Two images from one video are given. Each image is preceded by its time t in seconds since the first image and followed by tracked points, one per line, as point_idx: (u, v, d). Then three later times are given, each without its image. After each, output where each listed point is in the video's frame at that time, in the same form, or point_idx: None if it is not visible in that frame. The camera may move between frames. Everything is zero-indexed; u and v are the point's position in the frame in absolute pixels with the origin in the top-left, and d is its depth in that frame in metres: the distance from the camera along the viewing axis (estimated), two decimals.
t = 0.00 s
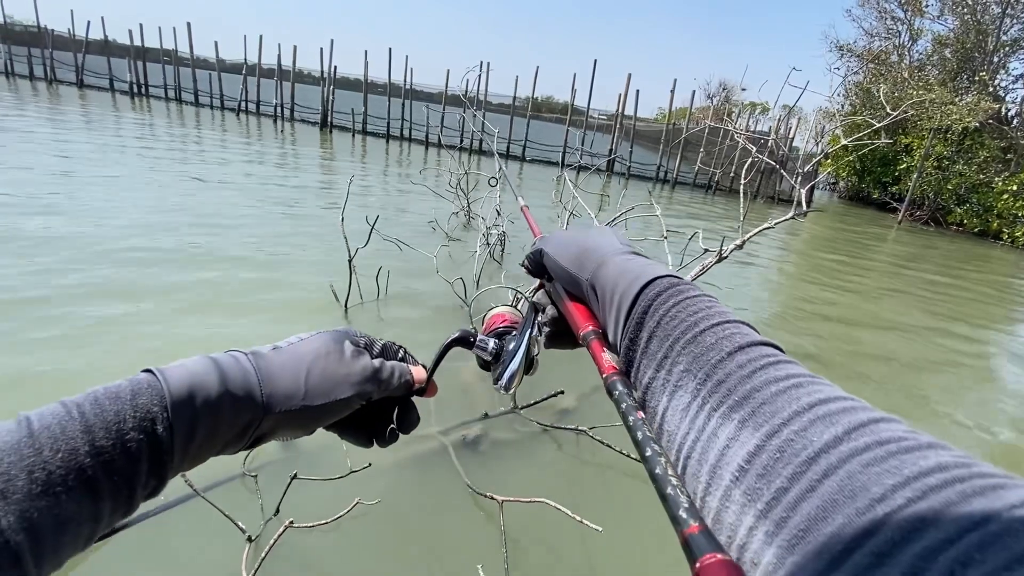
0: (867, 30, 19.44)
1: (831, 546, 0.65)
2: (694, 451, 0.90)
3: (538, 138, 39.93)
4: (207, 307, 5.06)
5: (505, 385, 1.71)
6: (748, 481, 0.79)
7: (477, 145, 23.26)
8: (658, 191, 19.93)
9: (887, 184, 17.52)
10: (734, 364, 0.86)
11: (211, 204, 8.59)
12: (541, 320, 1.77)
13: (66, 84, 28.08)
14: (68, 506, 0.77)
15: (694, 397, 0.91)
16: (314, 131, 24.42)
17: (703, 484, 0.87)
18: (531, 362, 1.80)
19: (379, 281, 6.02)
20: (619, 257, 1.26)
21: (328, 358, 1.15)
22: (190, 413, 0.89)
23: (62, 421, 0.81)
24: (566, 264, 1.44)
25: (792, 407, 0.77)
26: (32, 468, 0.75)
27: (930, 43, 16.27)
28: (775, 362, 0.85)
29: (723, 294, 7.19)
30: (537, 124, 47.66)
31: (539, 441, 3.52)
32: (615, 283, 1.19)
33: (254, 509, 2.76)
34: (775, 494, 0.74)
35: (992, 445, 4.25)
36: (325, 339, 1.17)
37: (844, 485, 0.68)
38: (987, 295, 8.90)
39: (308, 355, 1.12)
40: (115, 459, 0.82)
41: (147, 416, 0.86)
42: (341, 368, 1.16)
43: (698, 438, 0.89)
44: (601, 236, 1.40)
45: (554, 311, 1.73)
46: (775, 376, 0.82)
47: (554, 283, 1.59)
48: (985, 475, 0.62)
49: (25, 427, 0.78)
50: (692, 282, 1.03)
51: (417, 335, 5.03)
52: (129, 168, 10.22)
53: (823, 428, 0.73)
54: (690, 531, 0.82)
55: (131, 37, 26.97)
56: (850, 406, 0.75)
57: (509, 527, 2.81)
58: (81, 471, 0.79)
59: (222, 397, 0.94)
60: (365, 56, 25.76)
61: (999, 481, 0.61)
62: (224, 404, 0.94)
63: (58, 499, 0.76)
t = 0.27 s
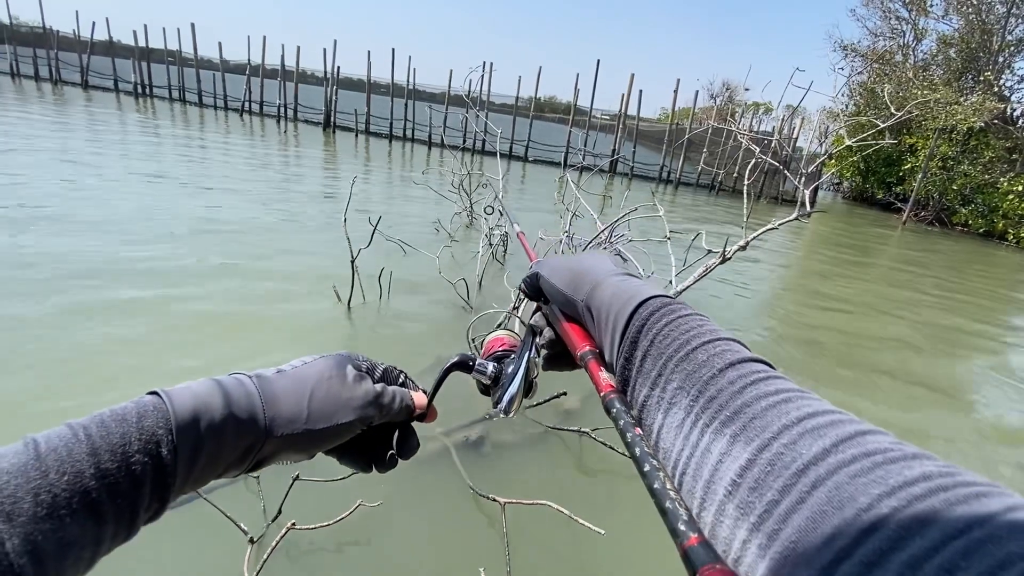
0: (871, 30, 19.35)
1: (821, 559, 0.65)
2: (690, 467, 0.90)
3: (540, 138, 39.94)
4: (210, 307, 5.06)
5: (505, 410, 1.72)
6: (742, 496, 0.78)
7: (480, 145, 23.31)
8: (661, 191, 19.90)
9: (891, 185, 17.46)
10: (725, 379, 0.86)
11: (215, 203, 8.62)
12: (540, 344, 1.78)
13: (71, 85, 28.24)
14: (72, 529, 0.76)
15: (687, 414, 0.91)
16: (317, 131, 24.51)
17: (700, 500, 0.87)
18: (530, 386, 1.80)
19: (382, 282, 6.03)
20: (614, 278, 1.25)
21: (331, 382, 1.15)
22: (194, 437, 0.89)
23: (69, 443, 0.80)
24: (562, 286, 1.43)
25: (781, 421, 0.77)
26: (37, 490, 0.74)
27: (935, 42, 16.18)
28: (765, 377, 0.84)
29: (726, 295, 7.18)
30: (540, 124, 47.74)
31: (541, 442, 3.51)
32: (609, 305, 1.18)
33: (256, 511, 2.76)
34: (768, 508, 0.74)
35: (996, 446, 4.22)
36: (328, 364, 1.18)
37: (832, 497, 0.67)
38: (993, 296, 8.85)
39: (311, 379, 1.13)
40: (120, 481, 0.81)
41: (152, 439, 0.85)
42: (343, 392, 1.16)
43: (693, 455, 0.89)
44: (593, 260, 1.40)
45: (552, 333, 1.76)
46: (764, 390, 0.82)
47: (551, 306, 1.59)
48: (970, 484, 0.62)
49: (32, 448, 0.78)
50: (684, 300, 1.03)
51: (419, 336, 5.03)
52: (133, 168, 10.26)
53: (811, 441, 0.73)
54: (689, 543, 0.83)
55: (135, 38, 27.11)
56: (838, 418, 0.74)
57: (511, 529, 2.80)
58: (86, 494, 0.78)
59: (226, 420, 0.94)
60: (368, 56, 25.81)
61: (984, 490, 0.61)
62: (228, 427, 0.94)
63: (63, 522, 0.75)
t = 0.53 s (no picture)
0: (875, 30, 19.29)
1: None
2: (688, 490, 0.89)
3: (543, 138, 39.92)
4: (213, 307, 5.07)
5: (503, 434, 1.66)
6: (738, 519, 0.79)
7: (483, 145, 23.31)
8: (664, 191, 19.88)
9: (895, 185, 17.39)
10: (721, 401, 0.87)
11: (218, 203, 8.66)
12: (537, 366, 1.82)
13: (75, 85, 28.36)
14: (61, 562, 0.75)
15: (685, 436, 0.91)
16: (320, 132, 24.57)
17: (698, 522, 0.87)
18: (528, 409, 1.77)
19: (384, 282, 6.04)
20: (610, 299, 1.25)
21: (328, 409, 1.14)
22: (188, 467, 0.89)
23: (62, 474, 0.80)
24: (558, 306, 1.42)
25: (777, 443, 0.78)
26: (29, 523, 0.74)
27: (939, 42, 16.11)
28: (760, 398, 0.85)
29: (729, 296, 7.17)
30: (542, 124, 47.77)
31: (543, 444, 3.50)
32: (605, 325, 1.18)
33: (258, 512, 2.76)
34: (767, 532, 0.74)
35: (1002, 448, 4.20)
36: (325, 390, 1.16)
37: (830, 520, 0.68)
38: (998, 297, 8.80)
39: (309, 406, 1.11)
40: (112, 513, 0.81)
41: (146, 468, 0.85)
42: (340, 420, 1.14)
43: (691, 477, 0.89)
44: (588, 279, 1.39)
45: (549, 355, 1.82)
46: (760, 412, 0.83)
47: (548, 326, 1.58)
48: (967, 505, 0.62)
49: (25, 478, 0.77)
50: (679, 321, 1.04)
51: (421, 336, 5.03)
52: (136, 168, 10.29)
53: (808, 463, 0.73)
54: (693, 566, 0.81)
55: (139, 38, 27.21)
56: (834, 440, 0.75)
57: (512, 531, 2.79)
58: (77, 526, 0.78)
59: (220, 449, 0.94)
60: (372, 56, 25.86)
61: (978, 510, 0.62)
62: (223, 456, 0.94)
63: (53, 556, 0.75)
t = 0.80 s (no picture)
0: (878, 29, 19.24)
1: None
2: (686, 501, 0.89)
3: (544, 138, 39.93)
4: (214, 307, 5.07)
5: (501, 441, 1.71)
6: (737, 530, 0.78)
7: (484, 145, 23.34)
8: (665, 191, 19.87)
9: (897, 185, 17.36)
10: (718, 411, 0.87)
11: (219, 204, 8.67)
12: (535, 373, 1.78)
13: (78, 85, 28.44)
14: None
15: (682, 446, 0.91)
16: (322, 132, 24.61)
17: (696, 535, 0.87)
18: (527, 416, 1.78)
19: (385, 282, 6.03)
20: (607, 306, 1.25)
21: (326, 421, 1.14)
22: (185, 481, 0.89)
23: (57, 488, 0.80)
24: (555, 313, 1.42)
25: (775, 453, 0.78)
26: (22, 539, 0.73)
27: (942, 41, 16.06)
28: (758, 408, 0.85)
29: (730, 297, 7.16)
30: (544, 125, 47.92)
31: (544, 445, 3.50)
32: (602, 333, 1.18)
33: (258, 512, 2.76)
34: (765, 545, 0.73)
35: (1004, 448, 4.18)
36: (324, 402, 1.16)
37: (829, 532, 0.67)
38: (1001, 298, 8.77)
39: (307, 418, 1.11)
40: (106, 528, 0.81)
41: (141, 482, 0.85)
42: (338, 432, 1.14)
43: (688, 488, 0.89)
44: (586, 286, 1.39)
45: (550, 362, 1.76)
46: (757, 422, 0.83)
47: (545, 335, 1.58)
48: (968, 517, 0.62)
49: (18, 492, 0.77)
50: (676, 329, 1.04)
51: (422, 336, 5.03)
52: (138, 168, 10.31)
53: (806, 473, 0.73)
54: None
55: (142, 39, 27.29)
56: (832, 451, 0.75)
57: (513, 533, 2.79)
58: (71, 541, 0.77)
59: (218, 461, 0.94)
60: (373, 57, 25.89)
61: (980, 524, 0.61)
62: (220, 468, 0.94)
63: (45, 572, 0.74)
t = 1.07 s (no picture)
0: (880, 29, 19.20)
1: None
2: (695, 499, 0.89)
3: (546, 139, 39.97)
4: (215, 307, 5.07)
5: (503, 429, 1.67)
6: (748, 533, 0.78)
7: (485, 146, 23.39)
8: (666, 191, 19.89)
9: (899, 185, 17.34)
10: (730, 408, 0.87)
11: (221, 204, 8.70)
12: (537, 361, 1.84)
13: (80, 86, 28.52)
14: (48, 568, 0.75)
15: (691, 443, 0.91)
16: (323, 132, 24.67)
17: (705, 534, 0.87)
18: (528, 405, 1.77)
19: (386, 282, 6.04)
20: (614, 296, 1.25)
21: (325, 407, 1.13)
22: (180, 469, 0.89)
23: (48, 477, 0.79)
24: (562, 303, 1.43)
25: (789, 454, 0.77)
26: (15, 528, 0.73)
27: (944, 41, 16.01)
28: (772, 406, 0.85)
29: (731, 296, 7.17)
30: (545, 125, 47.99)
31: (545, 444, 3.49)
32: (608, 325, 1.18)
33: (259, 511, 2.77)
34: (777, 547, 0.72)
35: (1007, 449, 4.17)
36: (323, 388, 1.15)
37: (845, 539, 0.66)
38: (1003, 298, 8.76)
39: (305, 403, 1.11)
40: (101, 518, 0.80)
41: (136, 471, 0.85)
42: (337, 418, 1.13)
43: (698, 486, 0.89)
44: (593, 274, 1.39)
45: (550, 351, 1.82)
46: (772, 420, 0.82)
47: (549, 323, 1.59)
48: (989, 526, 0.61)
49: (9, 482, 0.76)
50: (686, 322, 1.04)
51: (424, 335, 5.04)
52: (140, 169, 10.33)
53: (823, 478, 0.72)
54: None
55: (144, 40, 27.36)
56: (849, 453, 0.74)
57: (514, 533, 2.79)
58: (65, 531, 0.77)
59: (214, 449, 0.93)
60: (375, 57, 25.92)
61: (1003, 532, 0.60)
62: (216, 456, 0.93)
63: (39, 562, 0.74)
